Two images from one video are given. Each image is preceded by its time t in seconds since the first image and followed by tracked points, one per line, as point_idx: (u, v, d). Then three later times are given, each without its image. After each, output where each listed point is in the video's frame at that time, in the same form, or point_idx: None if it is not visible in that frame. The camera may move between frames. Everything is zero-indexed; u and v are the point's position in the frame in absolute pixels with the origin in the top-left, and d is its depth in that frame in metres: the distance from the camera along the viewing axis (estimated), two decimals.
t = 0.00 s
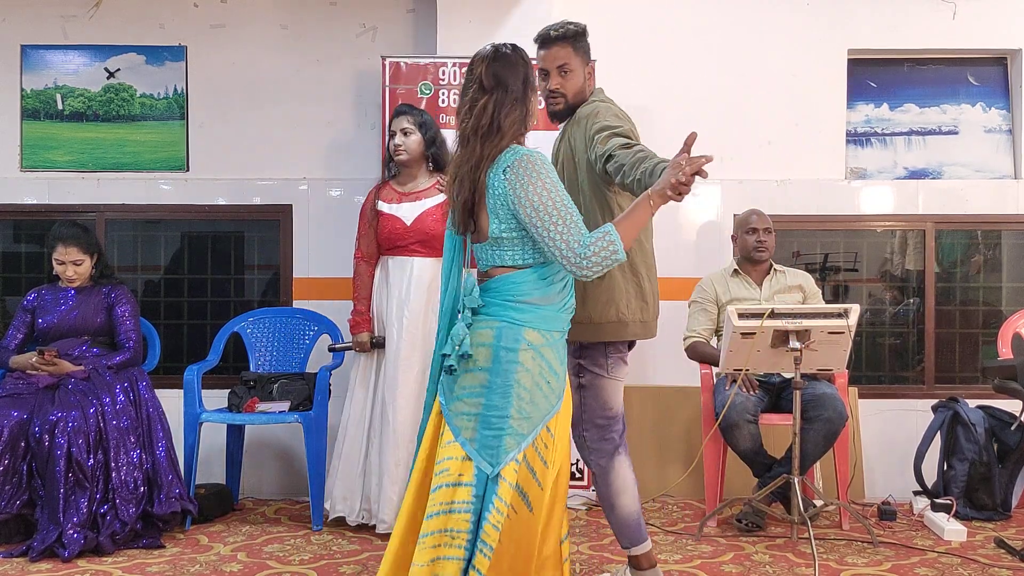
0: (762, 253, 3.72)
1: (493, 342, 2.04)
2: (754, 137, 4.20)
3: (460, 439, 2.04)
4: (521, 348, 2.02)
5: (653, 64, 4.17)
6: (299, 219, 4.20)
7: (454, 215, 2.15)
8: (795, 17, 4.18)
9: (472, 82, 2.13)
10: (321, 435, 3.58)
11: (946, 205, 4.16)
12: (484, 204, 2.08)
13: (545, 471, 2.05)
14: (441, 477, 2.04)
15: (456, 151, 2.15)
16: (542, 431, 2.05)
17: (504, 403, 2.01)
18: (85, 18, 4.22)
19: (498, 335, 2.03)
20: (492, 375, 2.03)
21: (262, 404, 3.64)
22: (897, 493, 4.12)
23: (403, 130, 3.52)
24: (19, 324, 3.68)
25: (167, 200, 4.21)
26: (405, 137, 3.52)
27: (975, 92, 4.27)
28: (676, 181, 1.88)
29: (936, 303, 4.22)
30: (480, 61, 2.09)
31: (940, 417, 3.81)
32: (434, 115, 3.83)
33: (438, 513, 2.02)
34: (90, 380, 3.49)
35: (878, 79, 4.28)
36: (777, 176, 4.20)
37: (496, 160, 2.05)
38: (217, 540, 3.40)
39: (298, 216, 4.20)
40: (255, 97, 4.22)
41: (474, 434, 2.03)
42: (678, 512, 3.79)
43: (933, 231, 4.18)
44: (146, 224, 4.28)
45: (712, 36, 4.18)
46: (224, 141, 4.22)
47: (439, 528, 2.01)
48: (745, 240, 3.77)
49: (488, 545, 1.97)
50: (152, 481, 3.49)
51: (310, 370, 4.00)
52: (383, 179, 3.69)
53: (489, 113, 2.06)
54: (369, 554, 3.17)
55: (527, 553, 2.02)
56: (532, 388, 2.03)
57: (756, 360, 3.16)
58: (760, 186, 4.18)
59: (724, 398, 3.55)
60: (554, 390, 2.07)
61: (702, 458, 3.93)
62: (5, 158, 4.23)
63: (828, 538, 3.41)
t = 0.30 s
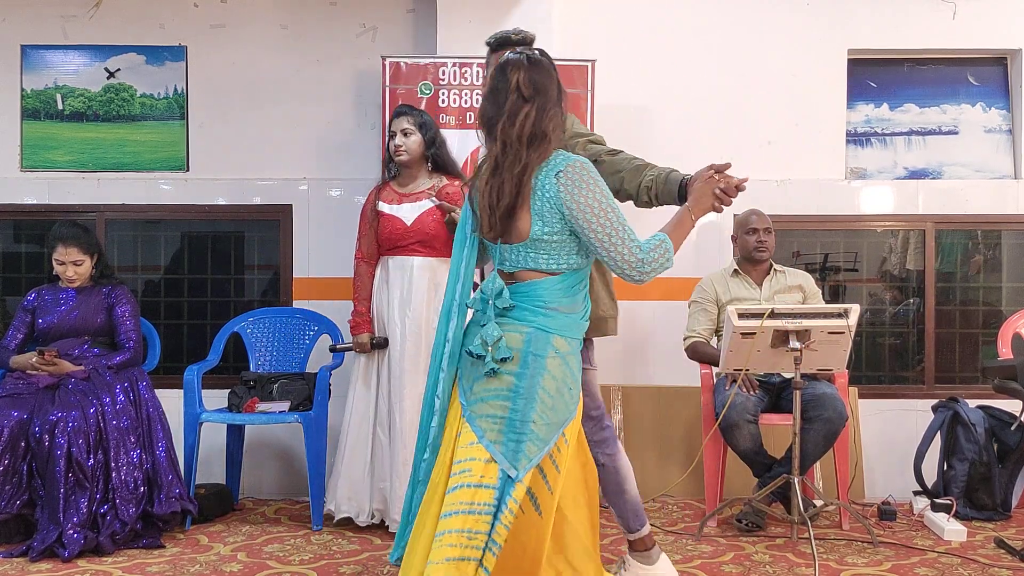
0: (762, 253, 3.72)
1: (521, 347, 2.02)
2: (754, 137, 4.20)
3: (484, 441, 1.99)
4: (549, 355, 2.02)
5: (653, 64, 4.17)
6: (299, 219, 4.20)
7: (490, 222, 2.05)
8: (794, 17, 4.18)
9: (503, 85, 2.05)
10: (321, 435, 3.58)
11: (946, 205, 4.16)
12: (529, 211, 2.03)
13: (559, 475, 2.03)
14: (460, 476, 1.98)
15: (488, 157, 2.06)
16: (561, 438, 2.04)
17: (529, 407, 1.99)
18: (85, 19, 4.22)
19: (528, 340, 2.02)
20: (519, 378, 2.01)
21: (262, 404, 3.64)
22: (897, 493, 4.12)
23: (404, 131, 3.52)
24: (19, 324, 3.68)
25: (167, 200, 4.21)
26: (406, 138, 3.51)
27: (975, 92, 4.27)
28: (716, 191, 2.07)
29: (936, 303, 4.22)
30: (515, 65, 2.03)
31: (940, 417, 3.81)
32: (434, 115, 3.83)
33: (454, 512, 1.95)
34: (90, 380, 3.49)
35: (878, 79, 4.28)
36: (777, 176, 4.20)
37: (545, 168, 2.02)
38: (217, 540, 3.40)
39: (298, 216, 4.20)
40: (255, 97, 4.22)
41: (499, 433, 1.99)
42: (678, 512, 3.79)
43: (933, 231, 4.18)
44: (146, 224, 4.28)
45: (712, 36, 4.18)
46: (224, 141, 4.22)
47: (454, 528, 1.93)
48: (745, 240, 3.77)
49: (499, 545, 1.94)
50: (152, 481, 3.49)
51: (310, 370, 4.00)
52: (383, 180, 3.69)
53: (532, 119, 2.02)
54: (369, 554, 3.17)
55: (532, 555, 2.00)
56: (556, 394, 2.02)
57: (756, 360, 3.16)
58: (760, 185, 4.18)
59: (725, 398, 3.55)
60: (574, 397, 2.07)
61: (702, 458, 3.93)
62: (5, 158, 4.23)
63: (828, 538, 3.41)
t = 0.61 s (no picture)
0: (762, 253, 3.72)
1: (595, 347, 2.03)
2: (754, 137, 4.19)
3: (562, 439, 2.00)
4: (621, 355, 2.06)
5: (653, 64, 4.17)
6: (298, 219, 4.20)
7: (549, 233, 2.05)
8: (794, 17, 4.18)
9: (551, 100, 2.05)
10: (322, 435, 3.58)
11: (946, 205, 4.16)
12: (591, 219, 2.03)
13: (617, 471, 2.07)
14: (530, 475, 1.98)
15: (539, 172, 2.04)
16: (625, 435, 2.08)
17: (603, 405, 2.02)
18: (85, 19, 4.22)
19: (601, 341, 2.04)
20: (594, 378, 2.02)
21: (262, 404, 3.64)
22: (897, 493, 4.12)
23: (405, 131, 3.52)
24: (19, 324, 3.68)
25: (167, 200, 4.21)
26: (406, 138, 3.51)
27: (975, 92, 4.27)
28: (725, 197, 2.14)
29: (936, 303, 4.22)
30: (563, 81, 2.04)
31: (940, 417, 3.81)
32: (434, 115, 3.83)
33: (524, 508, 1.96)
34: (90, 380, 3.49)
35: (878, 79, 4.28)
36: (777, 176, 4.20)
37: (603, 179, 2.03)
38: (217, 540, 3.40)
39: (298, 216, 4.20)
40: (255, 97, 4.22)
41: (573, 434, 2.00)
42: (679, 512, 3.79)
43: (933, 231, 4.18)
44: (146, 224, 4.28)
45: (712, 36, 4.18)
46: (223, 141, 4.22)
47: (525, 523, 1.94)
48: (746, 240, 3.77)
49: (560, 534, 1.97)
50: (152, 481, 3.49)
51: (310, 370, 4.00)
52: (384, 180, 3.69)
53: (587, 134, 2.04)
54: (369, 554, 3.17)
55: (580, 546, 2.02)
56: (625, 393, 2.06)
57: (756, 360, 3.16)
58: (761, 185, 4.17)
59: (725, 398, 3.55)
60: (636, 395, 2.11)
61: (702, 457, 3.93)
62: (5, 158, 4.23)
63: (828, 539, 3.41)
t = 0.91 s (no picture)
0: (763, 253, 3.72)
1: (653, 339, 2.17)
2: (754, 137, 4.19)
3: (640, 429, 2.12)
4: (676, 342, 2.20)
5: (653, 64, 4.17)
6: (298, 219, 4.20)
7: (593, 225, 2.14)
8: (794, 17, 4.18)
9: (586, 97, 2.16)
10: (322, 435, 3.58)
11: (946, 205, 4.16)
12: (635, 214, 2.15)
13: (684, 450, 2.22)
14: (627, 466, 2.10)
15: (581, 168, 2.13)
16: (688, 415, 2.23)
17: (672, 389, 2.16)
18: (85, 19, 4.22)
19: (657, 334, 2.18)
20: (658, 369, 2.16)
21: (262, 404, 3.64)
22: (897, 494, 4.12)
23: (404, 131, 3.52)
24: (19, 324, 3.68)
25: (167, 200, 4.21)
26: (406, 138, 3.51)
27: (975, 92, 4.27)
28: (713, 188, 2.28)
29: (936, 303, 4.22)
30: (599, 81, 2.17)
31: (940, 417, 3.81)
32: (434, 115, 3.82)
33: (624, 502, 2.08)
34: (90, 380, 3.49)
35: (878, 79, 4.28)
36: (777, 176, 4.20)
37: (647, 176, 2.16)
38: (217, 540, 3.40)
39: (298, 217, 4.20)
40: (254, 97, 4.21)
41: (654, 416, 2.14)
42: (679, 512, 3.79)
43: (933, 231, 4.18)
44: (146, 224, 4.28)
45: (712, 36, 4.18)
46: (223, 141, 4.22)
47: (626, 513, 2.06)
48: (746, 240, 3.77)
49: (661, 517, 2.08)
50: (152, 481, 3.49)
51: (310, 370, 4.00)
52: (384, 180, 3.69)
53: (621, 130, 2.17)
54: (370, 554, 3.17)
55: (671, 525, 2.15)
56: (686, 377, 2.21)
57: (756, 360, 3.16)
58: (761, 185, 4.17)
59: (725, 398, 3.55)
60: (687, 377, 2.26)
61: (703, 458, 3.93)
62: (5, 158, 4.23)
63: (828, 539, 3.41)
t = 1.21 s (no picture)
0: (763, 253, 3.72)
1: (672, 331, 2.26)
2: (754, 138, 4.19)
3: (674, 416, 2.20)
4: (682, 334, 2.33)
5: (653, 64, 4.17)
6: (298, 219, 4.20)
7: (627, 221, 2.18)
8: (794, 17, 4.18)
9: (613, 97, 2.21)
10: (322, 435, 3.58)
11: (946, 205, 4.16)
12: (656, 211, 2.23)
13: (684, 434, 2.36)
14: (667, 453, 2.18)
15: (614, 165, 2.16)
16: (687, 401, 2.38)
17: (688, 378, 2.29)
18: (85, 18, 4.22)
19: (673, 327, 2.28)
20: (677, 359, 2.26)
21: (262, 404, 3.64)
22: (897, 494, 4.12)
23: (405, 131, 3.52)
24: (19, 324, 3.68)
25: (167, 200, 4.21)
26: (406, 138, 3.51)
27: (975, 92, 4.26)
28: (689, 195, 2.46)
29: (936, 302, 4.22)
30: (624, 81, 2.23)
31: (940, 417, 3.81)
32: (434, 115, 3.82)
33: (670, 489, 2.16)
34: (90, 380, 3.49)
35: (878, 79, 4.28)
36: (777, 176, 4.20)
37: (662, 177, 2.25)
38: (217, 540, 3.40)
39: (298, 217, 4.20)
40: (254, 97, 4.21)
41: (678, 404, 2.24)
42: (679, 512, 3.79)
43: (933, 232, 4.18)
44: (146, 224, 4.28)
45: (712, 36, 4.18)
46: (223, 141, 4.22)
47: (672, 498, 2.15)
48: (746, 240, 3.77)
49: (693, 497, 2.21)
50: (152, 481, 3.49)
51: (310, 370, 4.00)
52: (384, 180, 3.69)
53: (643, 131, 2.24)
54: (370, 554, 3.17)
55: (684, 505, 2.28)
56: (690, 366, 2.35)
57: (756, 360, 3.16)
58: (761, 185, 4.17)
59: (724, 398, 3.55)
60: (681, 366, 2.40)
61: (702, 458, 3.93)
62: (5, 158, 4.23)
63: (828, 539, 3.41)
